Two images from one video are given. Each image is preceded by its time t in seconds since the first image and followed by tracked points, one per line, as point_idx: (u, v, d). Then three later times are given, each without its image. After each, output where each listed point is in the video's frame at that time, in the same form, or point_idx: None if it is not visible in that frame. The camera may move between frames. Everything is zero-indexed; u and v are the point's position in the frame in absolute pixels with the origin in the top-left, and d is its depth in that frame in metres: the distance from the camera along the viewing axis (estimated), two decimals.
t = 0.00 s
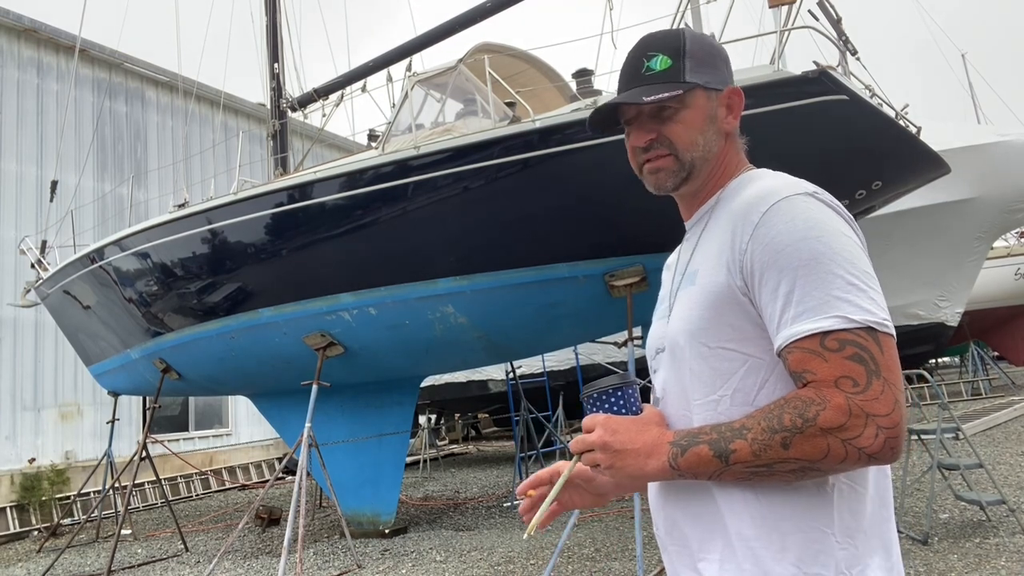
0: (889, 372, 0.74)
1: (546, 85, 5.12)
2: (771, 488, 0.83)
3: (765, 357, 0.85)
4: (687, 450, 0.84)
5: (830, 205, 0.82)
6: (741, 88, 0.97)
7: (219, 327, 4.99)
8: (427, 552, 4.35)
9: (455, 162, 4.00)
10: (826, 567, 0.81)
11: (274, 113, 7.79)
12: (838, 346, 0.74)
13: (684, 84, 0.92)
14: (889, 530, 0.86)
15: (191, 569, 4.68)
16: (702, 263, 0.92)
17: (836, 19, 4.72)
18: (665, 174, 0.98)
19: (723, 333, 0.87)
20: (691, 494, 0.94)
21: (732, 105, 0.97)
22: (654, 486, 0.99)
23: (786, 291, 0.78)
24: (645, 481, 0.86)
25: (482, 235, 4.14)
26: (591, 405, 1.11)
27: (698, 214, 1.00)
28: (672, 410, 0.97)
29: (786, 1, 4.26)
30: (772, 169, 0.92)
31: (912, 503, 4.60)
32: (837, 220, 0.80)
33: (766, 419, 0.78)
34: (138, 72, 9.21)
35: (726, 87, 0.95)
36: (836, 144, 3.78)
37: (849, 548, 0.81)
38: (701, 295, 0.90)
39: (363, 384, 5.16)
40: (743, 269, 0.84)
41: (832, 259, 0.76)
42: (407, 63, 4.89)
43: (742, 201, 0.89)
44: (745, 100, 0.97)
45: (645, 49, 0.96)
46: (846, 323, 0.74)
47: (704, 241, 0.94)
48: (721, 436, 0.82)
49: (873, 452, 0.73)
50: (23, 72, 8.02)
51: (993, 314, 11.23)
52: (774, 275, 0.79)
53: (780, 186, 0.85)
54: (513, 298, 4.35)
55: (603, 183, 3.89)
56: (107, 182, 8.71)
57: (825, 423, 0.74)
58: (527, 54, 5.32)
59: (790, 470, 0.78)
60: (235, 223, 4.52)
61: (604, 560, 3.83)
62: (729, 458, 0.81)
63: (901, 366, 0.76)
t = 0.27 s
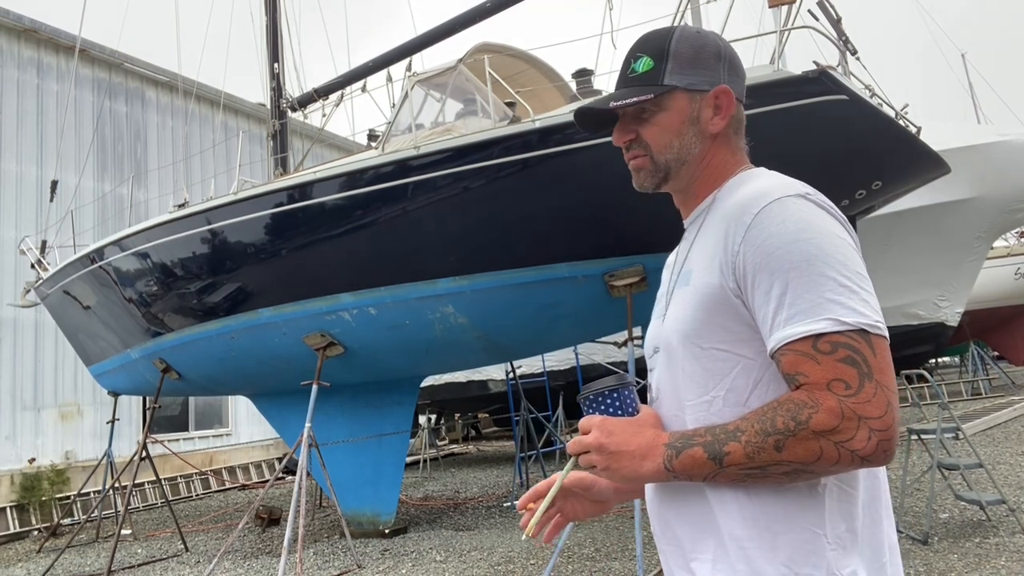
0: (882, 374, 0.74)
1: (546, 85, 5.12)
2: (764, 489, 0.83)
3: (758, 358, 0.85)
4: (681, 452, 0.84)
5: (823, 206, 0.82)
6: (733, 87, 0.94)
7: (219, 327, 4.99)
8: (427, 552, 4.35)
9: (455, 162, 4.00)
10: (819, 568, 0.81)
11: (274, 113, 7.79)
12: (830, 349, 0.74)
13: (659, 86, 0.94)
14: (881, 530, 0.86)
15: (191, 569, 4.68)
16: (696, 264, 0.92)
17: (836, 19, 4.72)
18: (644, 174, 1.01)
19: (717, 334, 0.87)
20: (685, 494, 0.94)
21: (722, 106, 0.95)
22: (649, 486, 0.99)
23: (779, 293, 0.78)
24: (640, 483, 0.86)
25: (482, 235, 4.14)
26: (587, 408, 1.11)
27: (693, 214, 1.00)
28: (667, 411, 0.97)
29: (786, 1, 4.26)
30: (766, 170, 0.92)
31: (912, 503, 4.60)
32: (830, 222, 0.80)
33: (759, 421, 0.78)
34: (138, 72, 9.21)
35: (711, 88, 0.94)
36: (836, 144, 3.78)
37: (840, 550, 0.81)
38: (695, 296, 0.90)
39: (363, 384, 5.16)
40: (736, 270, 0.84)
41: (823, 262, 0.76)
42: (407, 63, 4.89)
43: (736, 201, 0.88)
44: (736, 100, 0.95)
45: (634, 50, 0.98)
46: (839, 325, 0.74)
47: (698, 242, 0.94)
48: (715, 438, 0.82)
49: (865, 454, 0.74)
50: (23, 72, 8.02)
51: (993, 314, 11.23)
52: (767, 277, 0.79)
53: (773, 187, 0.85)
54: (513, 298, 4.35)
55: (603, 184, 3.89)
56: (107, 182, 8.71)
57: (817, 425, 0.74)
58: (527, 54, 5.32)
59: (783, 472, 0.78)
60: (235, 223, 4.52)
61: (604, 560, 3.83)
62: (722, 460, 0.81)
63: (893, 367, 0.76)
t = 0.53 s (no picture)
0: (864, 376, 0.74)
1: (546, 85, 5.12)
2: (752, 488, 0.83)
3: (749, 357, 0.85)
4: (666, 448, 0.84)
5: (816, 207, 0.81)
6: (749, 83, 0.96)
7: (219, 327, 4.99)
8: (427, 552, 4.35)
9: (454, 162, 4.00)
10: (805, 568, 0.80)
11: (274, 113, 7.79)
12: (812, 349, 0.74)
13: (686, 78, 0.93)
14: (877, 532, 0.84)
15: (191, 569, 4.68)
16: (691, 262, 0.92)
17: (836, 18, 4.72)
18: (665, 167, 0.98)
19: (709, 332, 0.87)
20: (678, 489, 0.94)
21: (738, 101, 0.96)
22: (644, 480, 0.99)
23: (765, 292, 0.78)
24: (626, 479, 0.86)
25: (482, 235, 4.14)
26: (583, 402, 1.17)
27: (696, 211, 1.00)
28: (661, 407, 0.97)
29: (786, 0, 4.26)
30: (768, 169, 0.91)
31: (912, 503, 4.60)
32: (822, 223, 0.79)
33: (741, 419, 0.78)
34: (138, 71, 9.21)
35: (731, 83, 0.94)
36: (836, 144, 3.78)
37: (828, 551, 0.81)
38: (689, 294, 0.90)
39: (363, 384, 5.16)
40: (726, 269, 0.84)
41: (811, 262, 0.76)
42: (407, 63, 4.89)
43: (730, 200, 0.88)
44: (751, 96, 0.96)
45: (652, 42, 0.96)
46: (822, 326, 0.74)
47: (696, 240, 0.94)
48: (699, 435, 0.82)
49: (843, 456, 0.73)
50: (23, 72, 8.01)
51: (993, 314, 11.23)
52: (755, 277, 0.79)
53: (767, 187, 0.85)
54: (513, 297, 4.35)
55: (603, 183, 3.89)
56: (107, 182, 8.71)
57: (795, 425, 0.74)
58: (527, 53, 5.32)
59: (764, 472, 0.78)
60: (234, 223, 4.52)
61: (604, 559, 3.83)
62: (704, 457, 0.81)
63: (878, 369, 0.76)
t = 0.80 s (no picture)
0: (872, 375, 0.74)
1: (546, 85, 5.12)
2: (757, 487, 0.83)
3: (754, 356, 0.85)
4: (672, 447, 0.84)
5: (822, 206, 0.81)
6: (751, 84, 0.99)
7: (219, 327, 4.99)
8: (427, 552, 4.35)
9: (455, 162, 4.00)
10: (810, 567, 0.81)
11: (274, 113, 7.79)
12: (821, 348, 0.74)
13: (707, 79, 0.92)
14: (881, 532, 0.84)
15: (191, 569, 4.68)
16: (696, 261, 0.92)
17: (836, 19, 4.72)
18: (683, 169, 0.97)
19: (714, 333, 0.88)
20: (680, 489, 0.94)
21: (743, 103, 0.99)
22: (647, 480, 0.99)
23: (773, 292, 0.78)
24: (631, 477, 0.87)
25: (483, 235, 4.14)
26: (586, 401, 1.13)
27: (700, 210, 1.00)
28: (664, 406, 0.97)
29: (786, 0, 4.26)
30: (770, 170, 0.92)
31: (912, 503, 4.60)
32: (828, 222, 0.79)
33: (749, 418, 0.78)
34: (138, 71, 9.21)
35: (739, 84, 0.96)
36: (836, 144, 3.78)
37: (834, 549, 0.81)
38: (694, 294, 0.90)
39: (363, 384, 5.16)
40: (733, 269, 0.84)
41: (819, 262, 0.76)
42: (407, 63, 4.89)
43: (737, 200, 0.88)
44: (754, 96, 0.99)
45: (667, 43, 0.94)
46: (830, 325, 0.74)
47: (700, 239, 0.94)
48: (706, 434, 0.82)
49: (851, 454, 0.74)
50: (23, 72, 8.01)
51: (993, 314, 11.24)
52: (763, 276, 0.79)
53: (773, 187, 0.85)
54: (513, 297, 4.35)
55: (603, 183, 3.89)
56: (107, 182, 8.71)
57: (805, 424, 0.74)
58: (527, 53, 5.32)
59: (771, 470, 0.78)
60: (234, 223, 4.52)
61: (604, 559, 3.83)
62: (711, 456, 0.81)
63: (885, 368, 0.76)
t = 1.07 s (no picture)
0: (890, 373, 0.74)
1: (546, 85, 5.12)
2: (768, 488, 0.83)
3: (765, 356, 0.85)
4: (687, 449, 0.84)
5: (833, 206, 0.82)
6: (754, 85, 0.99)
7: (219, 327, 4.99)
8: (427, 552, 4.35)
9: (455, 162, 4.00)
10: (821, 568, 0.80)
11: (274, 113, 7.79)
12: (839, 347, 0.74)
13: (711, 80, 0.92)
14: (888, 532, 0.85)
15: (191, 569, 4.68)
16: (703, 262, 0.92)
17: (836, 19, 4.72)
18: (686, 170, 0.97)
19: (723, 333, 0.88)
20: (687, 492, 0.94)
21: (746, 103, 0.99)
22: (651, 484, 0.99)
23: (789, 291, 0.78)
24: (645, 481, 0.86)
25: (483, 235, 4.14)
26: (591, 406, 1.12)
27: (704, 210, 1.00)
28: (672, 409, 0.97)
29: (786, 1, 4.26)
30: (773, 171, 0.92)
31: (912, 503, 4.60)
32: (840, 221, 0.80)
33: (767, 419, 0.78)
34: (138, 72, 9.21)
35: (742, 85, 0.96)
36: (836, 144, 3.78)
37: (845, 550, 0.81)
38: (703, 294, 0.90)
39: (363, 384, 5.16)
40: (745, 269, 0.84)
41: (835, 261, 0.76)
42: (407, 63, 4.89)
43: (746, 200, 0.88)
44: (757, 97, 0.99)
45: (669, 44, 0.93)
46: (849, 323, 0.74)
47: (706, 240, 0.94)
48: (721, 436, 0.82)
49: (873, 452, 0.74)
50: (23, 72, 8.01)
51: (993, 314, 11.23)
52: (778, 276, 0.79)
53: (783, 186, 0.85)
54: (513, 298, 4.35)
55: (603, 184, 3.89)
56: (107, 182, 8.71)
57: (826, 423, 0.74)
58: (528, 54, 5.32)
59: (790, 470, 0.78)
60: (234, 223, 4.52)
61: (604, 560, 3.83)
62: (729, 458, 0.81)
63: (901, 366, 0.76)
